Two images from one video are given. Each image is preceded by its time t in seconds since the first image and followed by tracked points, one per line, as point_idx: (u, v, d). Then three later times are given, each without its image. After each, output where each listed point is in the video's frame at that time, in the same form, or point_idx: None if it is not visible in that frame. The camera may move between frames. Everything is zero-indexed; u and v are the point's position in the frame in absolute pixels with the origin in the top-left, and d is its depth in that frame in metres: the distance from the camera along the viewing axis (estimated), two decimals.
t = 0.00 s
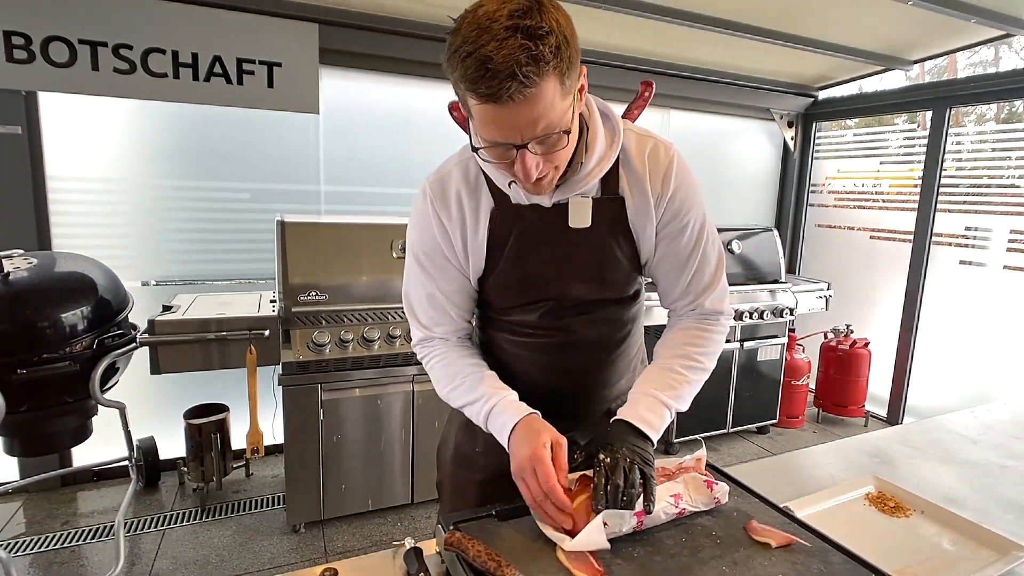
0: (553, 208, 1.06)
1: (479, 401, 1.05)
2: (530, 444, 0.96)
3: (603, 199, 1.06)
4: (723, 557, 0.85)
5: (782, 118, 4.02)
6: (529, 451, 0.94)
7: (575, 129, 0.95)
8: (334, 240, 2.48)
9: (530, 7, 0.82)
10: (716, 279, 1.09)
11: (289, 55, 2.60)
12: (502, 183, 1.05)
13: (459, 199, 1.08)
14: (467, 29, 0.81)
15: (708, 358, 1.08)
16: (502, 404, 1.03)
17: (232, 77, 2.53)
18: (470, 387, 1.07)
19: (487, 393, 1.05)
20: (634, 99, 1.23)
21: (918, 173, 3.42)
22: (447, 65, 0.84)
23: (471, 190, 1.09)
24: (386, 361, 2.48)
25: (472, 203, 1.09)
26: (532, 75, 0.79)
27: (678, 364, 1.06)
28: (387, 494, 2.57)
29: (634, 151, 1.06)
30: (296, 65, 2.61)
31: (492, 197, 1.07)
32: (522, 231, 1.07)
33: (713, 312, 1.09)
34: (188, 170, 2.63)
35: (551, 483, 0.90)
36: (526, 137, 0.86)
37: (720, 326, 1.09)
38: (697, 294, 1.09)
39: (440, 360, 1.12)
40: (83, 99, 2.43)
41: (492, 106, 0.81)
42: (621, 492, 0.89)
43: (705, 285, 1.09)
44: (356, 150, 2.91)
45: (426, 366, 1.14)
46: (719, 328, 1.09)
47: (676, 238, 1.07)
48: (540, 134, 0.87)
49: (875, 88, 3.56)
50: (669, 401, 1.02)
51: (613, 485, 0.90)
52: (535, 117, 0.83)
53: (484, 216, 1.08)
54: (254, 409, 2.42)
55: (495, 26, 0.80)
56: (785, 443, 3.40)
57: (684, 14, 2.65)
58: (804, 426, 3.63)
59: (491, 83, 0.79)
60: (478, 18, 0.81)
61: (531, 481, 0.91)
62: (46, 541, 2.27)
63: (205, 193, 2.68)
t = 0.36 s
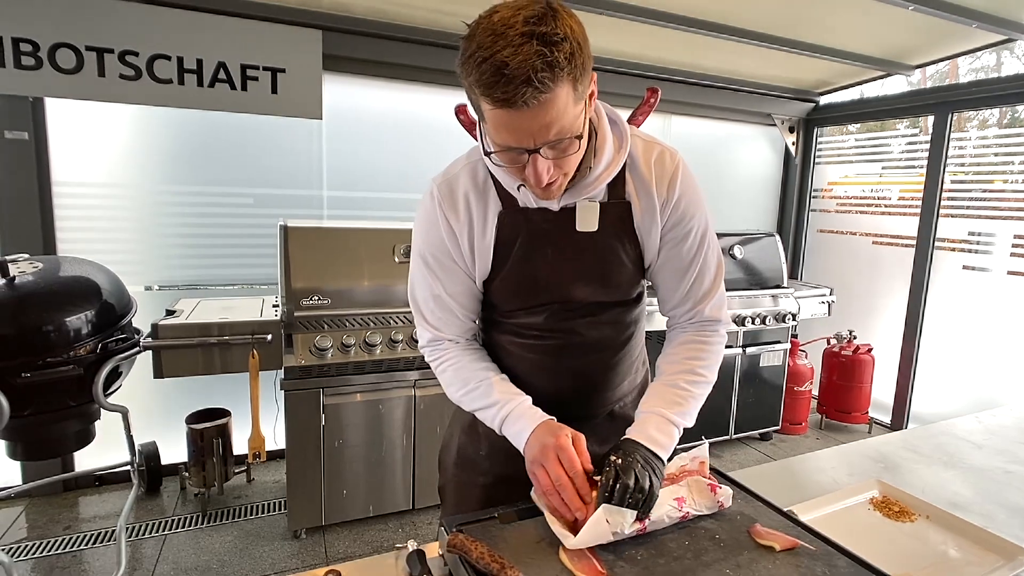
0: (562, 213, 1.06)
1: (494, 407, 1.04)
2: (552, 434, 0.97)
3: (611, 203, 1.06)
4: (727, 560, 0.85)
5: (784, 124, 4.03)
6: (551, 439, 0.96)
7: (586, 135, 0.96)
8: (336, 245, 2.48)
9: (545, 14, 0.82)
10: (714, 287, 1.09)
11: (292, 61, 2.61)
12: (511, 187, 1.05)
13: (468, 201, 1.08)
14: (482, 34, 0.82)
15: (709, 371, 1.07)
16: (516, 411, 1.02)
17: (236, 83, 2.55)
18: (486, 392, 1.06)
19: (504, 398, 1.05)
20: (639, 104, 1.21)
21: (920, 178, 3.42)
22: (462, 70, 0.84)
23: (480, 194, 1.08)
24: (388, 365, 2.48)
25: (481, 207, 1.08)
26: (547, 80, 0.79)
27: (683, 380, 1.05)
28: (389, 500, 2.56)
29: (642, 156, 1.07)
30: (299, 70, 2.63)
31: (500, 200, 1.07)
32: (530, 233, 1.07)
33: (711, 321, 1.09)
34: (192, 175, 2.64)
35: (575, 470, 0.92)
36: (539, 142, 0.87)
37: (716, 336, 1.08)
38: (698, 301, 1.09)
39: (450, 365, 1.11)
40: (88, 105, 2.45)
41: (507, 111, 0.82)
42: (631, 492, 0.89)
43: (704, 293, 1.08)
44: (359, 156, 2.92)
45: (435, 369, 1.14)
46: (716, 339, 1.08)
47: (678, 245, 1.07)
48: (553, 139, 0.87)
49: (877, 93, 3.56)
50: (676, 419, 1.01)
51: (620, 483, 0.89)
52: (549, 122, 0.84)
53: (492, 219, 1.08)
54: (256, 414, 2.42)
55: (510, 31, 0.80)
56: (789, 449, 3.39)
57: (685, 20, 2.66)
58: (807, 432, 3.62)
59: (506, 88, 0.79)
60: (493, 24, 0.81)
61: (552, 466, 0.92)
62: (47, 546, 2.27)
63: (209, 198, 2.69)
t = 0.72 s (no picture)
0: (564, 214, 1.06)
1: (477, 415, 0.99)
2: (534, 458, 0.90)
3: (612, 205, 1.06)
4: (729, 565, 0.85)
5: (784, 130, 4.04)
6: (534, 466, 0.90)
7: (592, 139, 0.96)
8: (337, 249, 2.48)
9: (557, 19, 0.83)
10: (726, 284, 1.08)
11: (294, 66, 2.62)
12: (512, 188, 1.05)
13: (470, 204, 1.08)
14: (494, 38, 0.82)
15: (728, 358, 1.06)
16: (499, 421, 0.97)
17: (238, 88, 2.55)
18: (468, 403, 1.00)
19: (487, 410, 0.99)
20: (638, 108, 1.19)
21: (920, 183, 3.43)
22: (473, 73, 0.84)
23: (482, 196, 1.08)
24: (389, 370, 2.48)
25: (483, 208, 1.08)
26: (561, 86, 0.80)
27: (706, 365, 1.04)
28: (389, 505, 2.55)
29: (643, 159, 1.07)
30: (300, 76, 2.64)
31: (502, 202, 1.07)
32: (532, 235, 1.07)
33: (725, 313, 1.08)
34: (193, 180, 2.65)
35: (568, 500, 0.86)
36: (548, 146, 0.87)
37: (732, 326, 1.08)
38: (711, 296, 1.08)
39: (440, 370, 1.04)
40: (91, 110, 2.46)
41: (520, 115, 0.82)
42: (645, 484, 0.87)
43: (717, 289, 1.08)
44: (360, 161, 2.93)
45: (422, 375, 1.07)
46: (732, 328, 1.08)
47: (685, 244, 1.07)
48: (563, 143, 0.87)
49: (876, 99, 3.57)
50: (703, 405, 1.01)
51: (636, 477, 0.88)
52: (560, 127, 0.84)
53: (494, 221, 1.08)
54: (256, 419, 2.41)
55: (524, 35, 0.80)
56: (790, 454, 3.38)
57: (685, 26, 2.68)
58: (808, 438, 3.61)
59: (520, 91, 0.79)
60: (505, 28, 0.81)
61: (543, 499, 0.87)
62: (45, 551, 2.25)
63: (210, 203, 2.70)
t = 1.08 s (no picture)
0: (560, 216, 1.05)
1: (463, 436, 0.97)
2: (515, 492, 0.87)
3: (609, 205, 1.05)
4: (727, 569, 0.84)
5: (780, 132, 4.05)
6: (514, 502, 0.86)
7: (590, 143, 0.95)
8: (332, 252, 2.47)
9: (559, 22, 0.82)
10: (718, 289, 1.07)
11: (289, 68, 2.61)
12: (509, 189, 1.04)
13: (467, 204, 1.07)
14: (495, 40, 0.81)
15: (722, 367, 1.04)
16: (485, 444, 0.95)
17: (233, 90, 2.54)
18: (455, 422, 0.98)
19: (476, 430, 0.97)
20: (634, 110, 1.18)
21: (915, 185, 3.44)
22: (473, 75, 0.83)
23: (479, 197, 1.08)
24: (384, 373, 2.47)
25: (480, 209, 1.07)
26: (562, 90, 0.79)
27: (698, 374, 1.02)
28: (384, 509, 2.53)
29: (639, 160, 1.06)
30: (295, 77, 2.63)
31: (499, 203, 1.07)
32: (528, 235, 1.06)
33: (719, 320, 1.06)
34: (188, 182, 2.64)
35: (553, 534, 0.84)
36: (547, 150, 0.86)
37: (726, 334, 1.06)
38: (703, 301, 1.06)
39: (433, 380, 1.03)
40: (84, 111, 2.44)
41: (519, 119, 0.81)
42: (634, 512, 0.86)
43: (709, 294, 1.06)
44: (356, 163, 2.92)
45: (416, 380, 1.05)
46: (726, 337, 1.05)
47: (679, 246, 1.06)
48: (562, 147, 0.87)
49: (871, 102, 3.59)
50: (693, 413, 0.99)
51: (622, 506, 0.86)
52: (559, 131, 0.84)
53: (491, 222, 1.07)
54: (250, 422, 2.39)
55: (525, 38, 0.80)
56: (787, 457, 3.38)
57: (680, 29, 2.68)
58: (805, 440, 3.60)
59: (521, 95, 0.79)
60: (506, 30, 0.81)
61: (528, 535, 0.85)
62: (36, 557, 2.23)
63: (204, 205, 2.68)
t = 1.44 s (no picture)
0: (552, 215, 1.05)
1: (453, 438, 0.97)
2: (507, 488, 0.88)
3: (601, 204, 1.05)
4: (724, 569, 0.84)
5: (774, 132, 4.06)
6: (507, 497, 0.87)
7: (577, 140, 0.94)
8: (327, 252, 2.46)
9: (535, 18, 0.80)
10: (720, 282, 1.06)
11: (283, 66, 2.60)
12: (500, 189, 1.04)
13: (457, 205, 1.06)
14: (471, 39, 0.80)
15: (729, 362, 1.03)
16: (475, 447, 0.95)
17: (226, 88, 2.53)
18: (444, 424, 0.99)
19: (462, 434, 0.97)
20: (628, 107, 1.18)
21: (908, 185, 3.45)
22: (451, 76, 0.83)
23: (470, 197, 1.07)
24: (379, 373, 2.45)
25: (471, 210, 1.06)
26: (537, 88, 0.78)
27: (704, 371, 1.02)
28: (380, 509, 2.53)
29: (630, 158, 1.06)
30: (289, 76, 2.62)
31: (490, 203, 1.06)
32: (520, 235, 1.05)
33: (722, 314, 1.05)
34: (180, 181, 2.62)
35: (546, 526, 0.84)
36: (528, 148, 0.85)
37: (731, 328, 1.05)
38: (705, 296, 1.06)
39: (423, 383, 1.02)
40: (75, 109, 2.42)
41: (496, 118, 0.80)
42: (633, 487, 0.86)
43: (711, 288, 1.06)
44: (351, 163, 2.91)
45: (407, 382, 1.05)
46: (731, 330, 1.05)
47: (676, 244, 1.05)
48: (543, 145, 0.85)
49: (864, 103, 3.60)
50: (700, 409, 0.99)
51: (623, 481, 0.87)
52: (539, 129, 0.82)
53: (482, 223, 1.06)
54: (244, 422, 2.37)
55: (499, 37, 0.79)
56: (782, 455, 3.39)
57: (675, 28, 2.68)
58: (799, 439, 3.62)
59: (495, 95, 0.78)
60: (482, 29, 0.80)
61: (520, 530, 0.85)
62: (26, 559, 2.21)
63: (197, 204, 2.66)
